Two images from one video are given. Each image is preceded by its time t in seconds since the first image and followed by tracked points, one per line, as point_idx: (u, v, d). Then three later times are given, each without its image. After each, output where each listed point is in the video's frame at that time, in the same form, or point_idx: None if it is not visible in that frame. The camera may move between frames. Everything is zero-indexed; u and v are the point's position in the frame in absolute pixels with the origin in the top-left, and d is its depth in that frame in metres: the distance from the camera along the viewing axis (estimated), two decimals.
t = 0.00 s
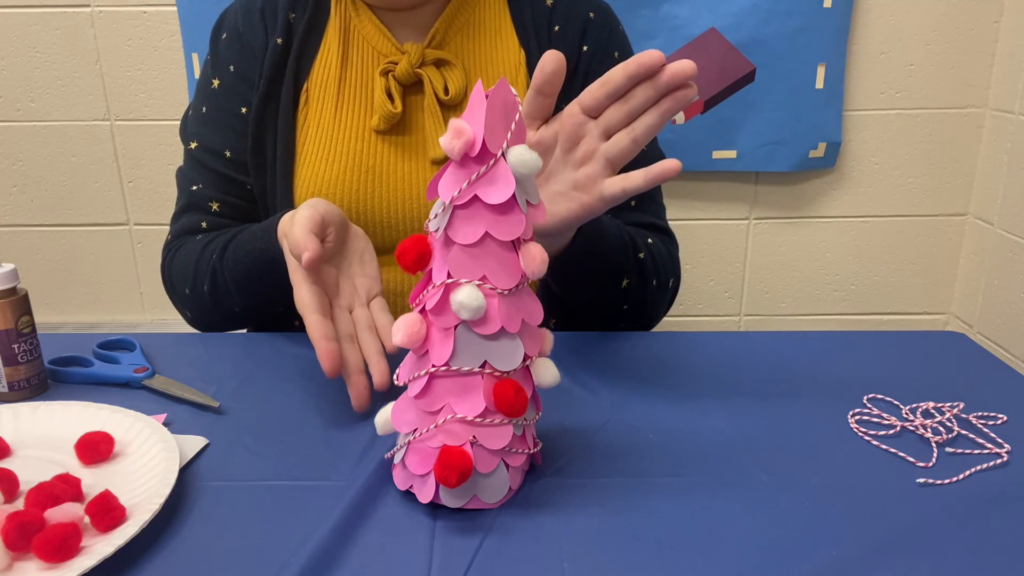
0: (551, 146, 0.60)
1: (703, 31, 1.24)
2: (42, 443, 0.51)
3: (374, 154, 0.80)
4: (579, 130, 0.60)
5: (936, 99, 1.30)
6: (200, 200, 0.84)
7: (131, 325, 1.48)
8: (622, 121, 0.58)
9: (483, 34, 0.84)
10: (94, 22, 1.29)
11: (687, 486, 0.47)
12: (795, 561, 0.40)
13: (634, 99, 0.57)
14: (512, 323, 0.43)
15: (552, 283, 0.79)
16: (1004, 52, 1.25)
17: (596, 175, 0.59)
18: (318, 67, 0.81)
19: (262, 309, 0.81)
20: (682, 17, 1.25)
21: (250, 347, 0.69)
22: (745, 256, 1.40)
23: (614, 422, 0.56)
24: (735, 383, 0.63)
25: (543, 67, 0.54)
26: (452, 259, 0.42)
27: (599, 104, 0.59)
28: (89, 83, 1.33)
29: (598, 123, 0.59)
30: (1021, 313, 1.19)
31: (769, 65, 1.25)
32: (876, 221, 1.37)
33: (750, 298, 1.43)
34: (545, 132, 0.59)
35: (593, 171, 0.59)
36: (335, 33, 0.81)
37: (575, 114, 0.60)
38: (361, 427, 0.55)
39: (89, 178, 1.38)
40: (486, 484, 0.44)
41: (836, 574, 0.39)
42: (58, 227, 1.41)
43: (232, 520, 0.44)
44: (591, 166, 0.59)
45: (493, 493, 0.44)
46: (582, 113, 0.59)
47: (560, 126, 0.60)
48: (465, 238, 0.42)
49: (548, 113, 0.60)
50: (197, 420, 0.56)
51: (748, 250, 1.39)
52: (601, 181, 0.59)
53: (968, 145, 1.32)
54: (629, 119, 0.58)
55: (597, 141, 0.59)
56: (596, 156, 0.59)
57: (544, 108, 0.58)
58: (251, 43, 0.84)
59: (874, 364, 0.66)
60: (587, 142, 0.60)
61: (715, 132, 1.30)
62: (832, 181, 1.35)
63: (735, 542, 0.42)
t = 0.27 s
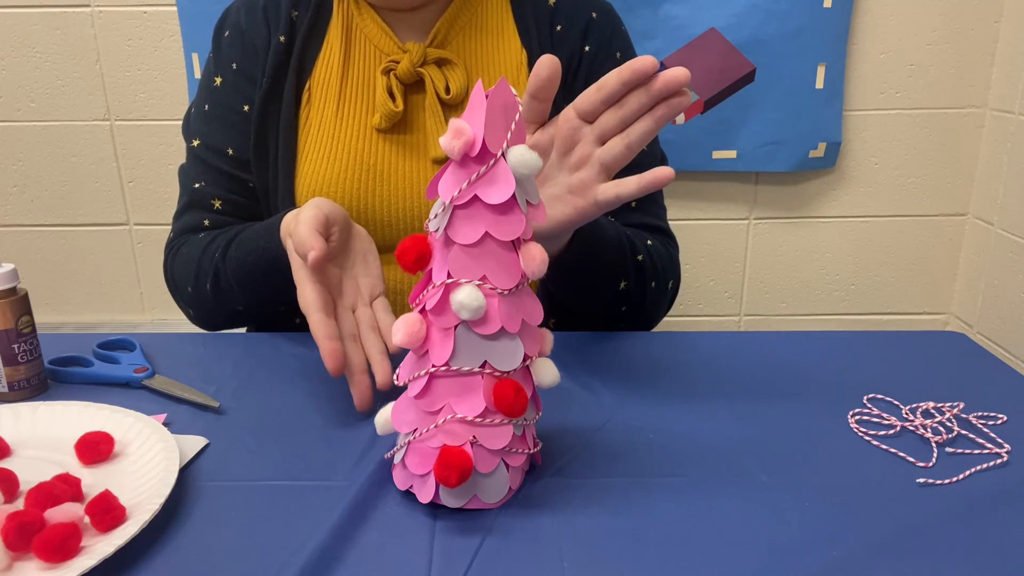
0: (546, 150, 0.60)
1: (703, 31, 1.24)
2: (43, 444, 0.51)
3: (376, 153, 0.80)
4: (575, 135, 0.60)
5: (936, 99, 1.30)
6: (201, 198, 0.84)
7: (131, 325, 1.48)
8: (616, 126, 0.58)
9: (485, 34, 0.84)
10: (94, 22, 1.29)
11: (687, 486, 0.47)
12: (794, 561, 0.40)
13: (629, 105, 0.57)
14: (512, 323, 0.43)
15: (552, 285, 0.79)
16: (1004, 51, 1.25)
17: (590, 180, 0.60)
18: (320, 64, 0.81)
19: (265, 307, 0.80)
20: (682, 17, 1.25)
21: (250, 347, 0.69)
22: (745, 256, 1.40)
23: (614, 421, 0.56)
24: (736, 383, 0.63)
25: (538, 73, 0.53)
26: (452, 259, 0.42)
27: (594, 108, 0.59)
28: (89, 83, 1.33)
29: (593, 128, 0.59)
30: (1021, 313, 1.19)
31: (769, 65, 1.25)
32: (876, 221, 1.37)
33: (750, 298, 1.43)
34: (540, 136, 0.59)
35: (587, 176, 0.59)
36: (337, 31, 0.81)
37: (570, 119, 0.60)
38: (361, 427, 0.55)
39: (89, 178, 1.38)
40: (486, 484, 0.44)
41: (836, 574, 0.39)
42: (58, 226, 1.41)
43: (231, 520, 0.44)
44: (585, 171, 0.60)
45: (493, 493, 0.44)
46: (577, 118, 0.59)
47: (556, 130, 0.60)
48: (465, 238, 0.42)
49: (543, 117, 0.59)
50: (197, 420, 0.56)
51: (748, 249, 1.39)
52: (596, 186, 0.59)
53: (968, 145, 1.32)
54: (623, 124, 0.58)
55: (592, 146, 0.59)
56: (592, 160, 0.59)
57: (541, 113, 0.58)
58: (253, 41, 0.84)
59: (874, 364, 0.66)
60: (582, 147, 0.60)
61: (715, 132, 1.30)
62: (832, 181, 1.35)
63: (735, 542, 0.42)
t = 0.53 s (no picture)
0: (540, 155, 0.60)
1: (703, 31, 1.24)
2: (43, 443, 0.51)
3: (382, 151, 0.80)
4: (568, 141, 0.60)
5: (936, 99, 1.30)
6: (209, 191, 0.84)
7: (131, 325, 1.48)
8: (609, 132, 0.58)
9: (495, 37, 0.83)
10: (94, 21, 1.29)
11: (687, 486, 0.47)
12: (794, 561, 0.40)
13: (620, 109, 0.56)
14: (512, 323, 0.43)
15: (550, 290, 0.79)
16: (1004, 51, 1.25)
17: (582, 186, 0.59)
18: (329, 61, 0.81)
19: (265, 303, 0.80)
20: (682, 17, 1.25)
21: (250, 347, 0.69)
22: (745, 256, 1.40)
23: (614, 422, 0.56)
24: (736, 383, 0.63)
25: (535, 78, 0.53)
26: (453, 259, 0.42)
27: (590, 114, 0.59)
28: (89, 82, 1.33)
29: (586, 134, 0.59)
30: (1021, 313, 1.19)
31: (769, 65, 1.25)
32: (877, 221, 1.37)
33: (750, 298, 1.43)
34: (537, 140, 0.60)
35: (579, 182, 0.59)
36: (348, 28, 0.81)
37: (566, 125, 0.60)
38: (361, 427, 0.55)
39: (89, 178, 1.38)
40: (486, 484, 0.44)
41: (836, 574, 0.39)
42: (58, 226, 1.41)
43: (231, 520, 0.44)
44: (577, 177, 0.59)
45: (493, 493, 0.44)
46: (572, 123, 0.60)
47: (551, 135, 0.60)
48: (465, 238, 0.42)
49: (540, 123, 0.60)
50: (197, 420, 0.56)
51: (748, 249, 1.39)
52: (587, 192, 0.59)
53: (968, 145, 1.32)
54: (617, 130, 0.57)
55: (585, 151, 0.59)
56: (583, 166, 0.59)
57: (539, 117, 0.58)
58: (264, 36, 0.84)
59: (874, 364, 0.66)
60: (574, 154, 0.60)
61: (715, 132, 1.30)
62: (832, 181, 1.35)
63: (735, 542, 0.42)
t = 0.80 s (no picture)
0: (581, 132, 0.58)
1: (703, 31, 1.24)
2: (42, 443, 0.51)
3: (387, 148, 0.80)
4: (610, 126, 0.59)
5: (936, 99, 1.30)
6: (210, 188, 0.83)
7: (131, 325, 1.48)
8: (653, 126, 0.59)
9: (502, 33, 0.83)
10: (94, 21, 1.29)
11: (688, 486, 0.47)
12: (794, 562, 0.40)
13: (667, 106, 0.59)
14: (512, 322, 0.43)
15: (560, 276, 0.79)
16: (1004, 51, 1.25)
17: (613, 172, 0.58)
18: (334, 58, 0.82)
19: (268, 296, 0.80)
20: (682, 17, 1.25)
21: (250, 347, 0.69)
22: (745, 256, 1.40)
23: (615, 422, 0.56)
24: (736, 383, 0.63)
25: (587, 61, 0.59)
26: (452, 259, 0.42)
27: (636, 104, 0.60)
28: (89, 83, 1.33)
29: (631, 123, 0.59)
30: (1021, 314, 1.19)
31: (769, 65, 1.25)
32: (877, 221, 1.37)
33: (750, 298, 1.43)
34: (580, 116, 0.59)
35: (612, 166, 0.58)
36: (354, 27, 0.82)
37: (611, 110, 0.60)
38: (361, 427, 0.55)
39: (89, 178, 1.38)
40: (486, 484, 0.44)
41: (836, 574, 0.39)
42: (58, 227, 1.41)
43: (231, 520, 0.44)
44: (612, 161, 0.58)
45: (493, 493, 0.44)
46: (618, 109, 0.60)
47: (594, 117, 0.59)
48: (465, 238, 0.42)
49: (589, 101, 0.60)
50: (197, 420, 0.56)
51: (748, 249, 1.39)
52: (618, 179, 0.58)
53: (969, 145, 1.32)
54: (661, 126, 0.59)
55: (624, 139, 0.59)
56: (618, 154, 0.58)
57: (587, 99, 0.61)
58: (267, 34, 0.84)
59: (874, 364, 0.66)
60: (613, 139, 0.59)
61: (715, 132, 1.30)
62: (833, 181, 1.35)
63: (735, 542, 0.42)
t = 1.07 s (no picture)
0: (617, 184, 0.55)
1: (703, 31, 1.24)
2: (42, 443, 0.51)
3: (395, 148, 0.80)
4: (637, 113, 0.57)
5: (936, 99, 1.30)
6: (218, 192, 0.84)
7: (131, 325, 1.48)
8: (687, 203, 0.49)
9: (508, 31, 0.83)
10: (94, 21, 1.29)
11: (687, 486, 0.47)
12: (793, 562, 0.40)
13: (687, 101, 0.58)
14: (512, 322, 0.43)
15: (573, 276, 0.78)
16: (1004, 51, 1.25)
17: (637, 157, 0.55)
18: (341, 60, 0.82)
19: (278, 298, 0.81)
20: (682, 17, 1.25)
21: (250, 347, 0.69)
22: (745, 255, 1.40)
23: (614, 422, 0.56)
24: (736, 383, 0.63)
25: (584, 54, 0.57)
26: (453, 259, 0.42)
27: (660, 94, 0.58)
28: (89, 83, 1.33)
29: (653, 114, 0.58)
30: (1021, 314, 1.19)
31: (769, 65, 1.25)
32: (877, 221, 1.37)
33: (751, 298, 1.43)
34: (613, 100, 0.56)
35: (639, 238, 0.54)
36: (360, 29, 0.82)
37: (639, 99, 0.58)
38: (360, 427, 0.55)
39: (89, 178, 1.38)
40: (486, 484, 0.44)
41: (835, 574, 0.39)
42: (58, 226, 1.41)
43: (231, 520, 0.44)
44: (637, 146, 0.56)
45: (493, 493, 0.44)
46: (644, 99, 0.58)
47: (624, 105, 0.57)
48: (465, 238, 0.42)
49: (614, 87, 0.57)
50: (197, 420, 0.56)
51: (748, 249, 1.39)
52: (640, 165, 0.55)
53: (969, 144, 1.32)
54: (700, 200, 0.48)
55: (657, 213, 0.52)
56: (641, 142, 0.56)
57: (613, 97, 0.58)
58: (274, 36, 0.84)
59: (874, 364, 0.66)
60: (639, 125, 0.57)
61: (715, 132, 1.30)
62: (833, 181, 1.35)
63: (735, 542, 0.42)
